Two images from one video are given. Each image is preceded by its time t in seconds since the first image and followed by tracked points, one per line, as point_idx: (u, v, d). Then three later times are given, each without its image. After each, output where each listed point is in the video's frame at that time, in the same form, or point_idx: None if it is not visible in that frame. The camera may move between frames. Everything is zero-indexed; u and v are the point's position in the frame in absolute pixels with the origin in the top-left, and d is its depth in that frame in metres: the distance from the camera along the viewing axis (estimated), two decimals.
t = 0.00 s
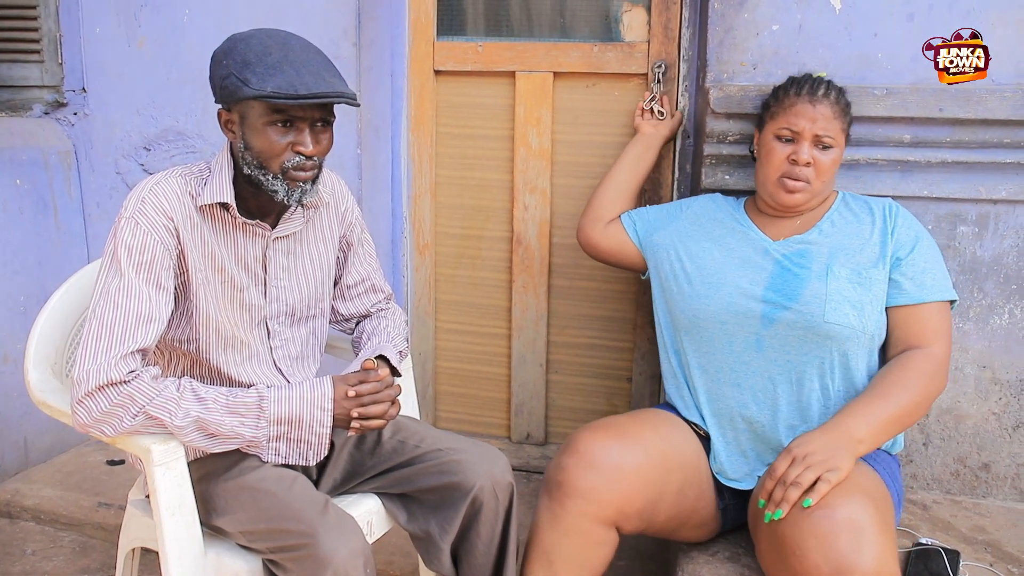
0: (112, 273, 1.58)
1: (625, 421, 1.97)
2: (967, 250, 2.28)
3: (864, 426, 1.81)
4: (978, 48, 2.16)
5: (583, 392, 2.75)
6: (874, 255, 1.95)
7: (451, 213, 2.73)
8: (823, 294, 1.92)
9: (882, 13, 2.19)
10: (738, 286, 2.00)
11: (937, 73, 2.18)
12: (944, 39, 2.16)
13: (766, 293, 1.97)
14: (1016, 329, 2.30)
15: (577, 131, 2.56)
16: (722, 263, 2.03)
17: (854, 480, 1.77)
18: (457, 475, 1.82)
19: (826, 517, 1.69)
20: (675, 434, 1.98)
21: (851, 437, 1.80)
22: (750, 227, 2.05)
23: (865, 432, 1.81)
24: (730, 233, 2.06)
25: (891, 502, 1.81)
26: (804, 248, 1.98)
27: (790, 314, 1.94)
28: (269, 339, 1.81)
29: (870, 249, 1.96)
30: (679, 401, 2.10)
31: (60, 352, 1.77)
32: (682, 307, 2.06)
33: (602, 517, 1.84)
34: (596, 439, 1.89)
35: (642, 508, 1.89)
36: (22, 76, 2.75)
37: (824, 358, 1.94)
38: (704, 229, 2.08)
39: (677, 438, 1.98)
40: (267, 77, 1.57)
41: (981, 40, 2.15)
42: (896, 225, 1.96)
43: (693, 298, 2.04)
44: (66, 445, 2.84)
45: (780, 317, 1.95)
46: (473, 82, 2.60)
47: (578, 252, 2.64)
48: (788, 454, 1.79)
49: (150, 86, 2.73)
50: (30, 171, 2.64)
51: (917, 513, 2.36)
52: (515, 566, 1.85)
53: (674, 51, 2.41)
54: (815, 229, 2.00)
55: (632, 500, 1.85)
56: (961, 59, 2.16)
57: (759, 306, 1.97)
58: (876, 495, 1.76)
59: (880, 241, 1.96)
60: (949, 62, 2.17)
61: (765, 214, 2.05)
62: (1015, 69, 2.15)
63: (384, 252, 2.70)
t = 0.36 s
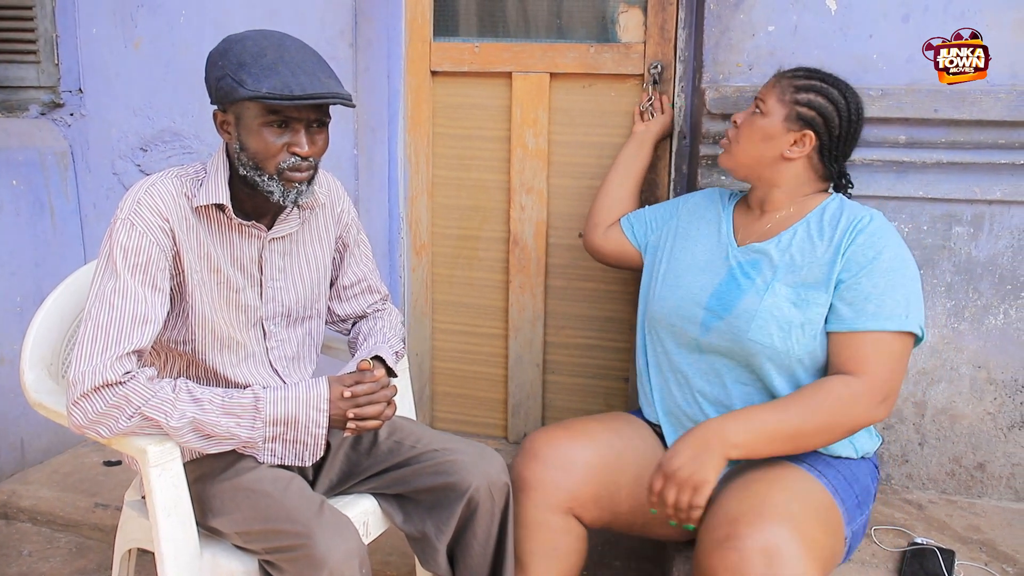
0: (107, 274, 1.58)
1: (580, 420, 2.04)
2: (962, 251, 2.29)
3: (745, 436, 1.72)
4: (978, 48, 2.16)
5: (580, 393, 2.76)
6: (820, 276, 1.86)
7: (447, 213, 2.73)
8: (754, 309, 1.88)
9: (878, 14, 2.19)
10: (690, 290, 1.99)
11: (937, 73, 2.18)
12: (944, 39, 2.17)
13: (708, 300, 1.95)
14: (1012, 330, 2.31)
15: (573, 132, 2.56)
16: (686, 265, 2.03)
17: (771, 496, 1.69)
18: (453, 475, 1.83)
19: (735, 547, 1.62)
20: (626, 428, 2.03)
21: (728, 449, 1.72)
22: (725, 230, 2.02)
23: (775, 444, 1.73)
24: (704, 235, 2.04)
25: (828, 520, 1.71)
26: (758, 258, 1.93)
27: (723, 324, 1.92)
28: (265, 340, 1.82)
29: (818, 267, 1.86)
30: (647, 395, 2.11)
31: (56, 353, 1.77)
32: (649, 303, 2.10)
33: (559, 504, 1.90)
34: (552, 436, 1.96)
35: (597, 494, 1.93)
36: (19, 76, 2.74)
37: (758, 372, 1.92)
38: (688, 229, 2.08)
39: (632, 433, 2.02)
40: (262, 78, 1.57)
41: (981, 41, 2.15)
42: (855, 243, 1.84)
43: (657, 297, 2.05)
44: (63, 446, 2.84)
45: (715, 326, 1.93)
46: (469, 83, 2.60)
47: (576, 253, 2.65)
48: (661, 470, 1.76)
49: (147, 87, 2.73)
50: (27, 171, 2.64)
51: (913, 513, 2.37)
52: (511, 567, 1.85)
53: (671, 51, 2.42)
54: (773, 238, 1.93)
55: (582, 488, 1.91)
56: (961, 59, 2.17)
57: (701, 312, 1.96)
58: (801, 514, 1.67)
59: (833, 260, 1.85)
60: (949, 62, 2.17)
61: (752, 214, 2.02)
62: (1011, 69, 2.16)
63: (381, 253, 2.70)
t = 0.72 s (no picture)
0: (104, 273, 1.57)
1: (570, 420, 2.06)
2: (960, 250, 2.29)
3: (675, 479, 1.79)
4: (978, 48, 2.16)
5: (578, 392, 2.76)
6: (801, 329, 1.72)
7: (445, 213, 2.73)
8: (729, 351, 1.78)
9: (876, 14, 2.19)
10: (687, 308, 1.91)
11: (937, 72, 2.18)
12: (944, 39, 2.17)
13: (697, 325, 1.87)
14: (1009, 329, 2.31)
15: (571, 131, 2.56)
16: (696, 277, 1.95)
17: (714, 517, 1.70)
18: (450, 475, 1.82)
19: (673, 564, 1.65)
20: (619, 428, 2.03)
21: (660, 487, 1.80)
22: (738, 248, 1.89)
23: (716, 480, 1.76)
24: (723, 247, 1.94)
25: (786, 541, 1.69)
26: (750, 292, 1.80)
27: (702, 357, 1.85)
28: (263, 339, 1.82)
29: (800, 319, 1.72)
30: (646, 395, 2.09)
31: (52, 353, 1.76)
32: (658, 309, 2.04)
33: (549, 497, 1.91)
34: (539, 435, 1.99)
35: (589, 493, 1.94)
36: (15, 76, 2.71)
37: (732, 409, 1.84)
38: (716, 235, 1.98)
39: (625, 433, 2.02)
40: (258, 75, 1.57)
41: (981, 40, 2.15)
42: (844, 297, 1.67)
43: (666, 303, 1.99)
44: (60, 446, 2.84)
45: (696, 356, 1.87)
46: (467, 83, 2.60)
47: (573, 252, 2.65)
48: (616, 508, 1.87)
49: (144, 86, 2.72)
50: (24, 171, 2.63)
51: (910, 512, 2.37)
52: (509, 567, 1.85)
53: (669, 51, 2.41)
54: (768, 274, 1.79)
55: (573, 485, 1.93)
56: (961, 59, 2.17)
57: (689, 337, 1.89)
58: (748, 533, 1.67)
59: (815, 312, 1.71)
60: (949, 62, 2.17)
61: (773, 235, 1.87)
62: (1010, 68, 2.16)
63: (379, 253, 2.69)
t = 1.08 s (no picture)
0: (100, 272, 1.57)
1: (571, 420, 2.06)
2: (959, 249, 2.29)
3: (726, 447, 1.71)
4: (977, 48, 2.16)
5: (577, 392, 2.75)
6: (840, 399, 1.67)
7: (444, 212, 2.73)
8: (762, 411, 1.74)
9: (875, 13, 2.19)
10: (706, 348, 1.84)
11: (937, 72, 2.18)
12: (944, 39, 2.16)
13: (719, 370, 1.81)
14: (1008, 328, 2.31)
15: (570, 131, 2.56)
16: (711, 309, 1.87)
17: (733, 515, 1.68)
18: (449, 474, 1.82)
19: (689, 559, 1.63)
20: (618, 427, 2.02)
21: (708, 452, 1.71)
22: (759, 288, 1.79)
23: (761, 467, 1.70)
24: (738, 275, 1.84)
25: (799, 545, 1.68)
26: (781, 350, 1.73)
27: (728, 407, 1.81)
28: (262, 339, 1.81)
29: (838, 389, 1.67)
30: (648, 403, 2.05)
31: (49, 352, 1.76)
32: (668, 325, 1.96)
33: (553, 499, 1.90)
34: (542, 435, 1.99)
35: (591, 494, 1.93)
36: (12, 74, 2.73)
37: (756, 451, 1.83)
38: (728, 254, 1.88)
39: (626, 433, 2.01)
40: (254, 73, 1.56)
41: (981, 40, 2.15)
42: (887, 372, 1.60)
43: (677, 331, 1.91)
44: (58, 446, 2.83)
45: (720, 402, 1.83)
46: (465, 82, 2.60)
47: (572, 252, 2.65)
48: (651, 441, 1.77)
49: (142, 85, 2.72)
50: (21, 170, 2.62)
51: (910, 511, 2.37)
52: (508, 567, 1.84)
53: (667, 50, 2.41)
54: (800, 333, 1.71)
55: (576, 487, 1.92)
56: (960, 59, 2.16)
57: (710, 381, 1.83)
58: (764, 532, 1.66)
59: (856, 385, 1.64)
60: (949, 62, 2.17)
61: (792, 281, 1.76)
62: (1009, 68, 2.16)
63: (377, 252, 2.70)
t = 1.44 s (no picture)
0: (96, 272, 1.57)
1: (563, 420, 2.07)
2: (958, 249, 2.29)
3: (703, 457, 1.72)
4: (978, 48, 2.16)
5: (576, 392, 2.75)
6: (817, 408, 1.68)
7: (443, 212, 2.72)
8: (738, 418, 1.74)
9: (874, 13, 2.19)
10: (690, 353, 1.84)
11: (937, 73, 2.18)
12: (944, 39, 2.17)
13: (701, 376, 1.82)
14: (1007, 328, 2.31)
15: (569, 130, 2.56)
16: (697, 309, 1.86)
17: (712, 519, 1.70)
18: (449, 475, 1.82)
19: (666, 564, 1.64)
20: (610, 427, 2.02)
21: (686, 460, 1.72)
22: (742, 293, 1.78)
23: (738, 475, 1.71)
24: (727, 274, 1.83)
25: (781, 546, 1.69)
26: (761, 358, 1.73)
27: (708, 414, 1.81)
28: (257, 338, 1.81)
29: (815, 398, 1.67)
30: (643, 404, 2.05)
31: (47, 352, 1.76)
32: (657, 327, 1.96)
33: (541, 497, 1.91)
34: (532, 436, 1.99)
35: (579, 490, 1.94)
36: (9, 74, 2.73)
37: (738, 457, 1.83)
38: (715, 254, 1.87)
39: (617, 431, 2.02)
40: (243, 70, 1.56)
41: (981, 40, 2.15)
42: (863, 382, 1.60)
43: (665, 334, 1.91)
44: (56, 446, 2.82)
45: (701, 408, 1.83)
46: (464, 82, 2.59)
47: (571, 252, 2.65)
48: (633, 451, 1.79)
49: (141, 85, 2.71)
50: (19, 170, 2.61)
51: (909, 510, 2.37)
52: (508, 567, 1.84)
53: (667, 50, 2.41)
54: (779, 341, 1.71)
55: (564, 484, 1.93)
56: (961, 59, 2.16)
57: (693, 386, 1.84)
58: (743, 536, 1.67)
59: (832, 394, 1.65)
60: (949, 62, 2.17)
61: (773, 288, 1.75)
62: (1008, 68, 2.16)
63: (376, 252, 2.69)
